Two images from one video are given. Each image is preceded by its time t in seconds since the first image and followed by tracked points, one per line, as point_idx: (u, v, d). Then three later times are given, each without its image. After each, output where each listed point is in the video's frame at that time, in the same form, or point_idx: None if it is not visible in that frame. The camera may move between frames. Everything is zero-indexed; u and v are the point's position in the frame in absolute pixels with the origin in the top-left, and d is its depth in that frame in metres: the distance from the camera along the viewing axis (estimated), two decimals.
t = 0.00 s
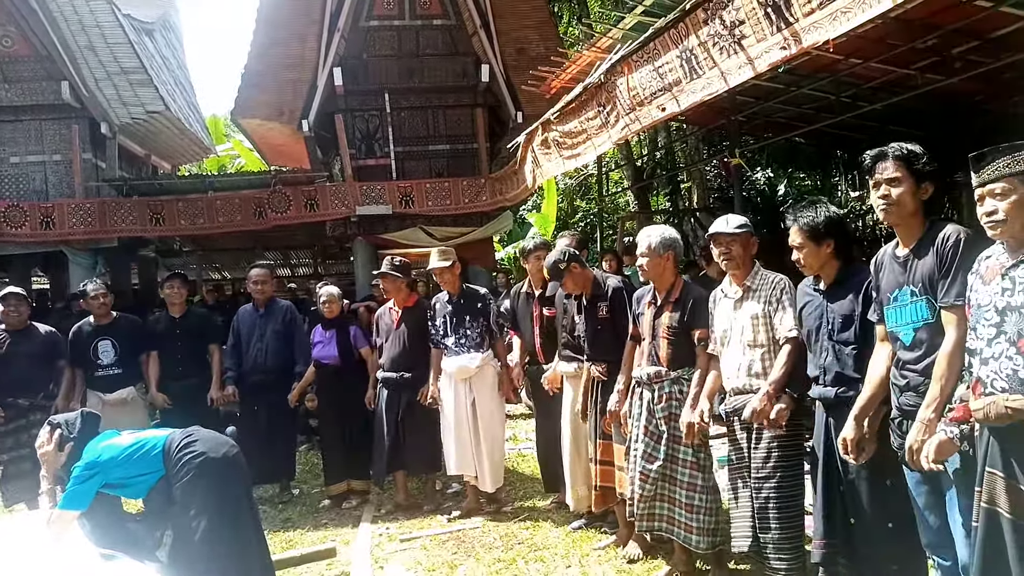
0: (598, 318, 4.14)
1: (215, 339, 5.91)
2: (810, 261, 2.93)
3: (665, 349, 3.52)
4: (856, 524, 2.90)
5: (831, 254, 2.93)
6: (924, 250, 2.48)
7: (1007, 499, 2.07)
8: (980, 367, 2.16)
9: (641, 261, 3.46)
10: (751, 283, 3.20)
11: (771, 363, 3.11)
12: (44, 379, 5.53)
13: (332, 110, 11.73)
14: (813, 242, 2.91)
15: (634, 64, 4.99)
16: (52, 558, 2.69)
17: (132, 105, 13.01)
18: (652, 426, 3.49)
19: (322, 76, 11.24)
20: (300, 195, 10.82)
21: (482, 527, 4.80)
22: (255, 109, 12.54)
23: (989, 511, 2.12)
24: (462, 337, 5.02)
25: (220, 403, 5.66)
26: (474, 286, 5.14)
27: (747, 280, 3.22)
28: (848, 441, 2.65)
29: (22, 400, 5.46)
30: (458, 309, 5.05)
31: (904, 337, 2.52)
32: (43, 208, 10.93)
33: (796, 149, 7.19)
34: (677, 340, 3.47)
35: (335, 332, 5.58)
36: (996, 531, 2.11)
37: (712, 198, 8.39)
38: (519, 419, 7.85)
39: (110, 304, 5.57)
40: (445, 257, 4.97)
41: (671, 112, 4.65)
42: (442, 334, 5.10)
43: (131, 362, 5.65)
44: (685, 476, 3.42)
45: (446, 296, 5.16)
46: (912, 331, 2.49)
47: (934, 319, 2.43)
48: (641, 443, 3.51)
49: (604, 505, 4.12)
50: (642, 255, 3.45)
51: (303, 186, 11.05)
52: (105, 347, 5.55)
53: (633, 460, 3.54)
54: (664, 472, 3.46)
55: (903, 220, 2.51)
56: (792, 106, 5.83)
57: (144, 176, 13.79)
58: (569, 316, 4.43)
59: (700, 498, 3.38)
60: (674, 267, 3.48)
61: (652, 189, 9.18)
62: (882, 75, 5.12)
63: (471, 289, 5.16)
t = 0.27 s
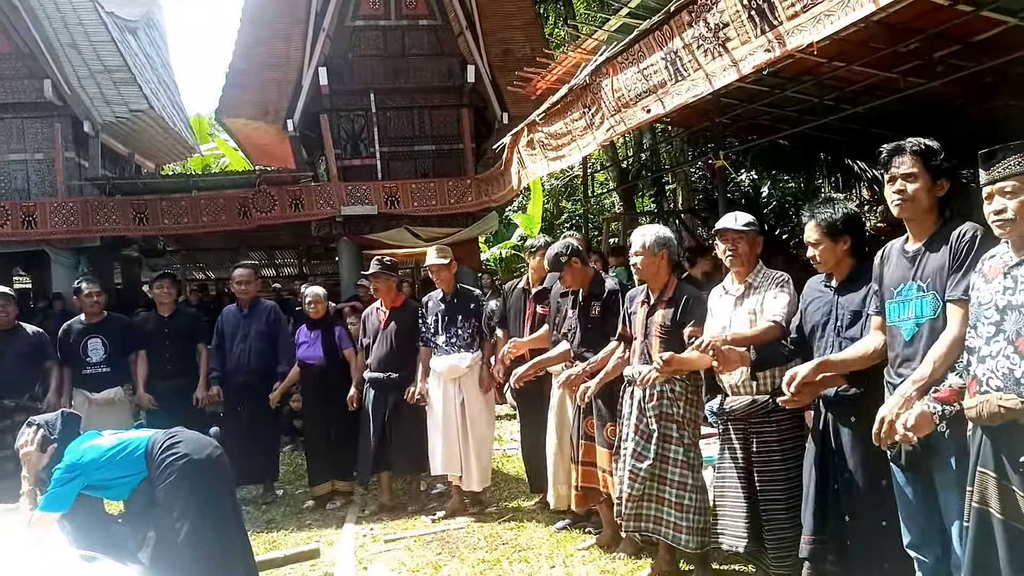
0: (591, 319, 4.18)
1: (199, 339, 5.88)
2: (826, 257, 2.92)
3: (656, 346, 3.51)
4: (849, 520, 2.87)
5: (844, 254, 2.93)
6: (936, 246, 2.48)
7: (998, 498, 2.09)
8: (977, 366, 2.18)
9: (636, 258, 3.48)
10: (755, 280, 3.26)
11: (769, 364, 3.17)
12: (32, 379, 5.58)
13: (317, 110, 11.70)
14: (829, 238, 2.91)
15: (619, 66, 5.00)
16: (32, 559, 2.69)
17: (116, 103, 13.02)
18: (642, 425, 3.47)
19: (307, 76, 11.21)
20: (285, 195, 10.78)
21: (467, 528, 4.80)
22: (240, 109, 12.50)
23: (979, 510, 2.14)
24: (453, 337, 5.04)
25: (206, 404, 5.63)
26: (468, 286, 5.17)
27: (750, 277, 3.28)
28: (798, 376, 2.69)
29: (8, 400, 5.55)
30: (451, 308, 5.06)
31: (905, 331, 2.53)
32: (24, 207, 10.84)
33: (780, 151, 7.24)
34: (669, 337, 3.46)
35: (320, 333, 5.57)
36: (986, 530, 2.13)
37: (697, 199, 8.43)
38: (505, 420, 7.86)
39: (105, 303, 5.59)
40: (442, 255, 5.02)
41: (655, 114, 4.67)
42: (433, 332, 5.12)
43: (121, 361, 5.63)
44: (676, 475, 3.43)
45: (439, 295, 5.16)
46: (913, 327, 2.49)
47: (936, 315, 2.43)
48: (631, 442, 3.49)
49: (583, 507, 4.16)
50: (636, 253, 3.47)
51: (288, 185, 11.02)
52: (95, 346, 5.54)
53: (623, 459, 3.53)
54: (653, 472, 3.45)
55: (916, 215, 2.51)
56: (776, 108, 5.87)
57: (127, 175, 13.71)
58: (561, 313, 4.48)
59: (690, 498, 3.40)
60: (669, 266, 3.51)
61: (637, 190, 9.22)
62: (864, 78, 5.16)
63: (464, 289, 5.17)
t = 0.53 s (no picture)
0: (587, 320, 4.17)
1: (185, 340, 5.85)
2: (832, 258, 2.94)
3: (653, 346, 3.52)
4: (842, 522, 2.89)
5: (849, 256, 2.95)
6: (948, 248, 2.51)
7: (993, 500, 2.13)
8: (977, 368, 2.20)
9: (634, 260, 3.50)
10: (760, 281, 3.27)
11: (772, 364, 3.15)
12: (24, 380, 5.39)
13: (305, 111, 11.66)
14: (836, 239, 2.93)
15: (607, 69, 5.01)
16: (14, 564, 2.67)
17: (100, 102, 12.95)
18: (638, 426, 3.48)
19: (294, 77, 11.18)
20: (272, 196, 10.74)
21: (453, 530, 4.79)
22: (226, 108, 12.43)
23: (975, 513, 2.18)
24: (445, 338, 5.03)
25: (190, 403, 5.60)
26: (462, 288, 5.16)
27: (755, 277, 3.28)
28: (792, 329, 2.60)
29: None
30: (445, 310, 5.06)
31: (909, 331, 2.54)
32: (8, 207, 10.74)
33: (767, 156, 7.27)
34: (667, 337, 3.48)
35: (308, 334, 5.56)
36: (980, 531, 2.17)
37: (684, 203, 8.46)
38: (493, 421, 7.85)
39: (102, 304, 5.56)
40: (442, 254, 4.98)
41: (643, 117, 4.68)
42: (424, 333, 5.10)
43: (114, 361, 5.55)
44: (672, 476, 3.43)
45: (434, 295, 5.15)
46: (918, 327, 2.52)
47: (942, 318, 2.46)
48: (627, 443, 3.50)
49: (559, 508, 4.21)
50: (635, 253, 3.49)
51: (274, 187, 10.98)
52: (90, 346, 5.46)
53: (619, 461, 3.55)
54: (649, 473, 3.45)
55: (931, 218, 2.52)
56: (762, 112, 5.90)
57: (112, 176, 13.62)
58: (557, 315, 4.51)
59: (685, 499, 3.41)
60: (665, 267, 3.54)
61: (625, 193, 9.24)
62: (850, 83, 5.20)
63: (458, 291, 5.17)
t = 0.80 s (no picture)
0: (575, 323, 4.19)
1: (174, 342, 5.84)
2: (819, 255, 2.97)
3: (649, 348, 3.55)
4: (827, 525, 2.92)
5: (836, 255, 2.99)
6: (943, 247, 2.52)
7: (993, 502, 2.15)
8: (976, 369, 2.20)
9: (631, 264, 3.55)
10: (753, 284, 3.29)
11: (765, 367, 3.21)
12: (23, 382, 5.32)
13: (293, 112, 11.65)
14: (824, 236, 2.96)
15: (595, 69, 5.03)
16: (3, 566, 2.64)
17: (88, 106, 12.95)
18: (636, 427, 3.52)
19: (282, 77, 11.17)
20: (260, 197, 10.72)
21: (442, 531, 4.81)
22: (214, 109, 12.41)
23: (974, 515, 2.20)
24: (439, 337, 5.04)
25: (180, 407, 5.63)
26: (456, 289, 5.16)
27: (749, 282, 3.30)
28: (808, 388, 2.69)
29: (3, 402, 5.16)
30: (439, 309, 5.06)
31: (904, 332, 2.57)
32: None
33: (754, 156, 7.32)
34: (662, 339, 3.52)
35: (299, 335, 5.57)
36: (979, 533, 2.19)
37: (672, 203, 8.50)
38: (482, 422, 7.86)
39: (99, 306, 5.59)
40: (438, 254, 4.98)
41: (630, 117, 4.71)
42: (418, 332, 5.11)
43: (110, 364, 5.61)
44: (670, 476, 3.46)
45: (428, 295, 5.15)
46: (913, 327, 2.53)
47: (938, 317, 2.47)
48: (624, 444, 3.52)
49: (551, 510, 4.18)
50: (634, 252, 3.52)
51: (262, 188, 10.96)
52: (87, 346, 5.52)
53: (616, 462, 3.55)
54: (648, 474, 3.48)
55: (925, 217, 2.55)
56: (749, 113, 5.95)
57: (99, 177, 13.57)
58: (548, 318, 4.45)
59: (684, 499, 3.44)
60: (659, 268, 3.56)
61: (613, 194, 9.27)
62: (835, 84, 5.24)
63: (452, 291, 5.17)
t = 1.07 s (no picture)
0: (557, 328, 4.20)
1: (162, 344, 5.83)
2: (797, 257, 2.99)
3: (641, 352, 3.57)
4: (815, 526, 2.96)
5: (813, 255, 3.02)
6: (920, 252, 2.55)
7: (983, 506, 2.16)
8: (965, 374, 2.22)
9: (619, 267, 3.57)
10: (735, 288, 3.33)
11: (751, 368, 3.23)
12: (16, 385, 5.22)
13: (281, 113, 11.64)
14: (802, 237, 2.98)
15: (582, 71, 5.06)
16: None
17: (74, 105, 12.95)
18: (630, 430, 3.51)
19: (270, 78, 11.15)
20: (248, 198, 10.70)
21: (430, 532, 4.82)
22: (202, 111, 12.38)
23: (965, 519, 2.22)
24: (430, 338, 5.03)
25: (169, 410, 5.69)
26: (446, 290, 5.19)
27: (731, 285, 3.35)
28: (859, 448, 2.66)
29: None
30: (430, 310, 5.07)
31: (888, 338, 2.61)
32: None
33: (742, 158, 7.34)
34: (655, 342, 3.54)
35: (286, 336, 5.52)
36: (971, 536, 2.21)
37: (660, 204, 8.54)
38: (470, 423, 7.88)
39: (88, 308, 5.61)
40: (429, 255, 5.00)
41: (616, 119, 4.74)
42: (410, 333, 5.10)
43: (99, 367, 5.61)
44: (667, 478, 3.51)
45: (418, 296, 5.16)
46: (898, 332, 2.57)
47: (920, 323, 2.50)
48: (620, 447, 3.51)
49: (547, 512, 4.15)
50: (624, 253, 3.54)
51: (250, 189, 10.94)
52: (76, 349, 5.49)
53: (611, 466, 3.54)
54: (645, 476, 3.50)
55: (901, 225, 2.58)
56: (736, 115, 5.98)
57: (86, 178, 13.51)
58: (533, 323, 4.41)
59: (681, 500, 3.49)
60: (646, 270, 3.58)
61: (601, 196, 9.30)
62: (821, 86, 5.28)
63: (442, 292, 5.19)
